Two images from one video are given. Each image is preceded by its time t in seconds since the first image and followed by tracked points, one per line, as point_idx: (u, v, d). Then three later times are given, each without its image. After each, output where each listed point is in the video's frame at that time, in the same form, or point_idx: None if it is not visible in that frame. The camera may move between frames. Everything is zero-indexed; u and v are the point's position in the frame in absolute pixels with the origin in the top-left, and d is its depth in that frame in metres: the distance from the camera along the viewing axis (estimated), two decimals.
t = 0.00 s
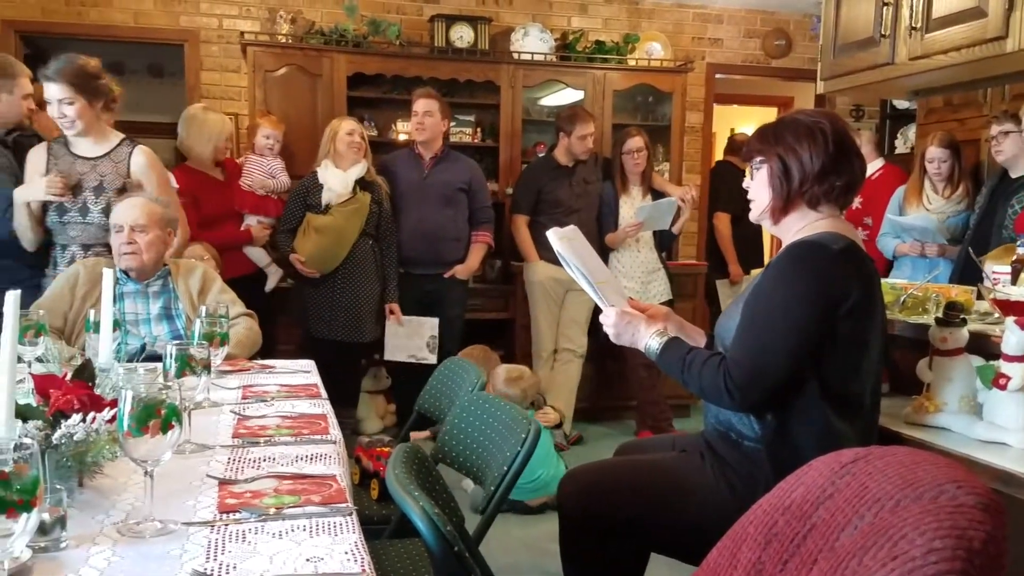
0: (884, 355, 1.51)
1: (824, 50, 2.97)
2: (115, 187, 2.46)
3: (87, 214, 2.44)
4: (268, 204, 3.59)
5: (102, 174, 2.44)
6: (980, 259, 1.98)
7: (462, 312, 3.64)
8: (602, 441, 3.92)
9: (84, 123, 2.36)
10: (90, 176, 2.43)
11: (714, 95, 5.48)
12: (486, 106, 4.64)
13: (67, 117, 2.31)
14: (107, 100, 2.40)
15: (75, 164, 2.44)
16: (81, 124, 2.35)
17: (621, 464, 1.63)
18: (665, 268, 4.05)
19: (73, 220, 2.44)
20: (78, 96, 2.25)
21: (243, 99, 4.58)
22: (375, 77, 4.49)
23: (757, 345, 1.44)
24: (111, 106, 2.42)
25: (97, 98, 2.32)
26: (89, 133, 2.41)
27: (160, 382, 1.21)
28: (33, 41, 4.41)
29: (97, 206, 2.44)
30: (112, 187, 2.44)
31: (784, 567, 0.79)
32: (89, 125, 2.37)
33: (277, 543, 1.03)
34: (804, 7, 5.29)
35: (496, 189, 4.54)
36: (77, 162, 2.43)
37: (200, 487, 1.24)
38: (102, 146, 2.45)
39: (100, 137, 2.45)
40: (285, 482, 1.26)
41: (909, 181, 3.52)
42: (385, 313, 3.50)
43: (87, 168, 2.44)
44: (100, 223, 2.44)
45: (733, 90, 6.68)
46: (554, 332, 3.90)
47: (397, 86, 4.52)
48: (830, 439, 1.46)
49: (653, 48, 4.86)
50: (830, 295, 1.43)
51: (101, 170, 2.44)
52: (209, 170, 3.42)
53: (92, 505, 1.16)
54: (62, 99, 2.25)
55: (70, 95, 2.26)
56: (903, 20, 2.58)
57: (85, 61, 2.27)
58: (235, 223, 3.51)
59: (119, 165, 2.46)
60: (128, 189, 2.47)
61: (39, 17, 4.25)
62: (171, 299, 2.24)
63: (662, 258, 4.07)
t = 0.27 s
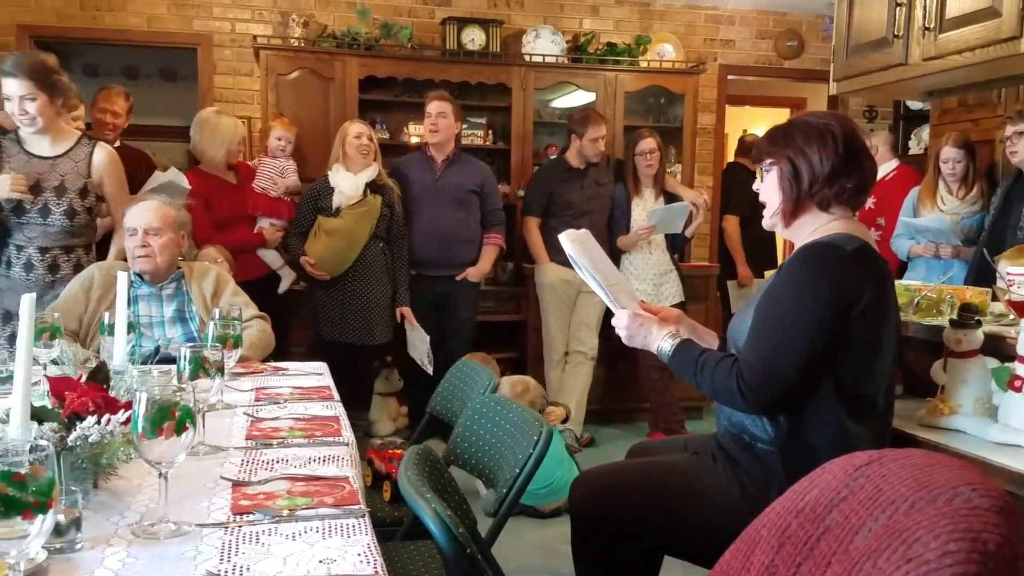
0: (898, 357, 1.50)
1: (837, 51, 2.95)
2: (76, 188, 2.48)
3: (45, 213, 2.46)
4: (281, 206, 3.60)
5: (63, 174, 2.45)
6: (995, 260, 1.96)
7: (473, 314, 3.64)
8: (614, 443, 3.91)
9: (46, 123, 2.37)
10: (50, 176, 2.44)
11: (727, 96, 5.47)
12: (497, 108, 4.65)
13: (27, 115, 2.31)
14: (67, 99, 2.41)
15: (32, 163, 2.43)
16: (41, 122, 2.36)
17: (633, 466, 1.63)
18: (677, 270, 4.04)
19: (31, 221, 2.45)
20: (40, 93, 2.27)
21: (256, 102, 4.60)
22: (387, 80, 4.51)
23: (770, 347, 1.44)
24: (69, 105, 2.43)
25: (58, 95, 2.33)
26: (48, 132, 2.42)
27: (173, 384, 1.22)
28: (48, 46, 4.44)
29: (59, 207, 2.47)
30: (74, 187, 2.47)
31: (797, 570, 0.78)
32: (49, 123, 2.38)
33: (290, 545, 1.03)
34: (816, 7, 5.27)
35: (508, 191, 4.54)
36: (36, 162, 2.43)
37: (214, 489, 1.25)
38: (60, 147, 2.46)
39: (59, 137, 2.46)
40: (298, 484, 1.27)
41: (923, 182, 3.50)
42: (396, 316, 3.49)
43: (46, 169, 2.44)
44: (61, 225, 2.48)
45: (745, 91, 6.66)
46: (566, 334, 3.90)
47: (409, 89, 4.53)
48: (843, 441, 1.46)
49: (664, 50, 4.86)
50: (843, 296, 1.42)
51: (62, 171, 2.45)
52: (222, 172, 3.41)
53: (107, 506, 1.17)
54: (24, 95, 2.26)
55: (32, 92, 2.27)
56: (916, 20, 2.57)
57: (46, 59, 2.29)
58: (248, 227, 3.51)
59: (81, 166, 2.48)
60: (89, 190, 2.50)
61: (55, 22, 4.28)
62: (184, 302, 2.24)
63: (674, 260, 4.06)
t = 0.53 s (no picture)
0: (914, 358, 1.49)
1: (853, 51, 2.94)
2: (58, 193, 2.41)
3: (25, 219, 2.38)
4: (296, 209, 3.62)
5: (44, 179, 2.38)
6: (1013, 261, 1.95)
7: (488, 316, 3.64)
8: (629, 445, 3.90)
9: (26, 124, 2.32)
10: (29, 182, 2.36)
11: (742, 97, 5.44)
12: (511, 110, 4.65)
13: (6, 115, 2.28)
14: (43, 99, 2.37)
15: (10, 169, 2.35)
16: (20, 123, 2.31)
17: (648, 468, 1.62)
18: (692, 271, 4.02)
19: (11, 229, 2.37)
20: (21, 91, 2.25)
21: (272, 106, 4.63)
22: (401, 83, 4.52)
23: (785, 349, 1.43)
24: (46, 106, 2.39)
25: (37, 95, 2.31)
26: (26, 136, 2.35)
27: (190, 387, 1.23)
28: (66, 51, 4.49)
29: (42, 214, 2.40)
30: (56, 193, 2.40)
31: (813, 573, 0.78)
32: (27, 124, 2.33)
33: (306, 546, 1.04)
34: (832, 7, 5.24)
35: (522, 193, 4.54)
36: (16, 168, 2.35)
37: (231, 490, 1.26)
38: (39, 151, 2.39)
39: (38, 141, 2.39)
40: (314, 485, 1.28)
41: (940, 182, 3.47)
42: (408, 318, 3.48)
43: (27, 174, 2.37)
44: (43, 231, 2.41)
45: (760, 91, 6.64)
46: (581, 336, 3.90)
47: (424, 92, 4.54)
48: (860, 443, 1.45)
49: (679, 51, 4.81)
50: (858, 297, 1.41)
51: (42, 175, 2.38)
52: (236, 175, 3.46)
53: (125, 507, 1.18)
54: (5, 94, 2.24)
55: (13, 91, 2.25)
56: (932, 20, 2.55)
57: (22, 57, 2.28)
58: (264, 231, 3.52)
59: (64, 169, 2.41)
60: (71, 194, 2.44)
61: (72, 26, 4.32)
62: (201, 304, 2.27)
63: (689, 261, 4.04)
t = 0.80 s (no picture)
0: (929, 359, 1.49)
1: (869, 52, 2.92)
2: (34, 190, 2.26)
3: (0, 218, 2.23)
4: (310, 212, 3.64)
5: (20, 175, 2.23)
6: None
7: (502, 318, 3.65)
8: (644, 447, 3.90)
9: None
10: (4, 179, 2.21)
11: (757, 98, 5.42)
12: (525, 112, 4.66)
13: None
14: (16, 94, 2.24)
15: None
16: None
17: (662, 470, 1.62)
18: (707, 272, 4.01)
19: None
20: None
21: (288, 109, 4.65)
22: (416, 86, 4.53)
23: (799, 351, 1.43)
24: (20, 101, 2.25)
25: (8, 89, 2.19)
26: None
27: (206, 388, 1.24)
28: (84, 55, 4.53)
29: (16, 211, 2.24)
30: (31, 190, 2.25)
31: None
32: None
33: (321, 547, 1.04)
34: (848, 7, 5.21)
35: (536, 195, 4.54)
36: None
37: (247, 491, 1.27)
38: (16, 147, 2.24)
39: (14, 136, 2.24)
40: (329, 486, 1.28)
41: (957, 183, 3.44)
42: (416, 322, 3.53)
43: (1, 170, 2.22)
44: (17, 230, 2.25)
45: (775, 92, 6.61)
46: (595, 338, 3.89)
47: (438, 94, 4.55)
48: (876, 446, 1.44)
49: (693, 51, 4.85)
50: (872, 298, 1.41)
51: (18, 172, 2.23)
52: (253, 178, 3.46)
53: (142, 508, 1.19)
54: None
55: None
56: (949, 20, 2.53)
57: None
58: (278, 233, 3.55)
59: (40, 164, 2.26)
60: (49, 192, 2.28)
61: (90, 31, 4.37)
62: (218, 307, 2.29)
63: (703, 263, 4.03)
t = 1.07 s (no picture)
0: (947, 360, 1.48)
1: (887, 53, 2.90)
2: (15, 190, 2.46)
3: None
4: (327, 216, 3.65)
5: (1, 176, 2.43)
6: None
7: (517, 320, 3.65)
8: (660, 449, 3.89)
9: None
10: None
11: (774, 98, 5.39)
12: (541, 114, 4.66)
13: None
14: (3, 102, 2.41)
15: None
16: None
17: (679, 471, 1.62)
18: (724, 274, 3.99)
19: None
20: None
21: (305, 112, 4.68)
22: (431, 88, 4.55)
23: (816, 353, 1.42)
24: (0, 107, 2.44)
25: None
26: None
27: (225, 389, 1.25)
28: (103, 60, 4.58)
29: None
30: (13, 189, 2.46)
31: None
32: None
33: (339, 547, 1.05)
34: (865, 7, 5.18)
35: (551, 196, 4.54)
36: None
37: (265, 491, 1.28)
38: None
39: None
40: (346, 487, 1.29)
41: (976, 184, 3.41)
42: (431, 323, 3.51)
43: None
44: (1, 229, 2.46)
45: (792, 92, 6.57)
46: (611, 339, 3.89)
47: (454, 96, 4.57)
48: (894, 448, 1.44)
49: (710, 52, 4.78)
50: (888, 299, 1.40)
51: None
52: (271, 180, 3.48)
53: (162, 509, 1.20)
54: None
55: None
56: (967, 20, 2.51)
57: None
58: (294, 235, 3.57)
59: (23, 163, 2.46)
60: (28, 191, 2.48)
61: (109, 35, 4.42)
62: (235, 308, 2.31)
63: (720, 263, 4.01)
